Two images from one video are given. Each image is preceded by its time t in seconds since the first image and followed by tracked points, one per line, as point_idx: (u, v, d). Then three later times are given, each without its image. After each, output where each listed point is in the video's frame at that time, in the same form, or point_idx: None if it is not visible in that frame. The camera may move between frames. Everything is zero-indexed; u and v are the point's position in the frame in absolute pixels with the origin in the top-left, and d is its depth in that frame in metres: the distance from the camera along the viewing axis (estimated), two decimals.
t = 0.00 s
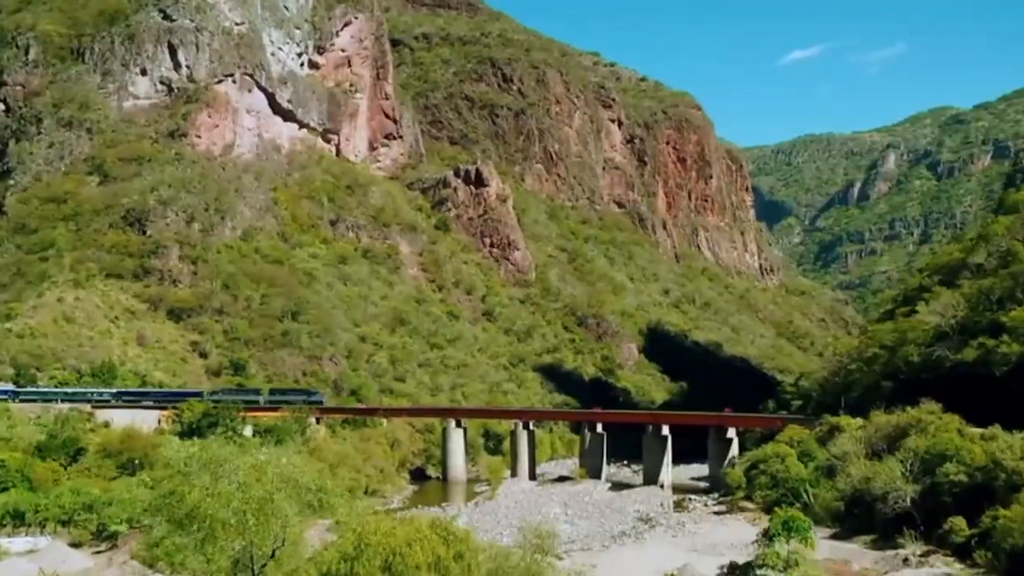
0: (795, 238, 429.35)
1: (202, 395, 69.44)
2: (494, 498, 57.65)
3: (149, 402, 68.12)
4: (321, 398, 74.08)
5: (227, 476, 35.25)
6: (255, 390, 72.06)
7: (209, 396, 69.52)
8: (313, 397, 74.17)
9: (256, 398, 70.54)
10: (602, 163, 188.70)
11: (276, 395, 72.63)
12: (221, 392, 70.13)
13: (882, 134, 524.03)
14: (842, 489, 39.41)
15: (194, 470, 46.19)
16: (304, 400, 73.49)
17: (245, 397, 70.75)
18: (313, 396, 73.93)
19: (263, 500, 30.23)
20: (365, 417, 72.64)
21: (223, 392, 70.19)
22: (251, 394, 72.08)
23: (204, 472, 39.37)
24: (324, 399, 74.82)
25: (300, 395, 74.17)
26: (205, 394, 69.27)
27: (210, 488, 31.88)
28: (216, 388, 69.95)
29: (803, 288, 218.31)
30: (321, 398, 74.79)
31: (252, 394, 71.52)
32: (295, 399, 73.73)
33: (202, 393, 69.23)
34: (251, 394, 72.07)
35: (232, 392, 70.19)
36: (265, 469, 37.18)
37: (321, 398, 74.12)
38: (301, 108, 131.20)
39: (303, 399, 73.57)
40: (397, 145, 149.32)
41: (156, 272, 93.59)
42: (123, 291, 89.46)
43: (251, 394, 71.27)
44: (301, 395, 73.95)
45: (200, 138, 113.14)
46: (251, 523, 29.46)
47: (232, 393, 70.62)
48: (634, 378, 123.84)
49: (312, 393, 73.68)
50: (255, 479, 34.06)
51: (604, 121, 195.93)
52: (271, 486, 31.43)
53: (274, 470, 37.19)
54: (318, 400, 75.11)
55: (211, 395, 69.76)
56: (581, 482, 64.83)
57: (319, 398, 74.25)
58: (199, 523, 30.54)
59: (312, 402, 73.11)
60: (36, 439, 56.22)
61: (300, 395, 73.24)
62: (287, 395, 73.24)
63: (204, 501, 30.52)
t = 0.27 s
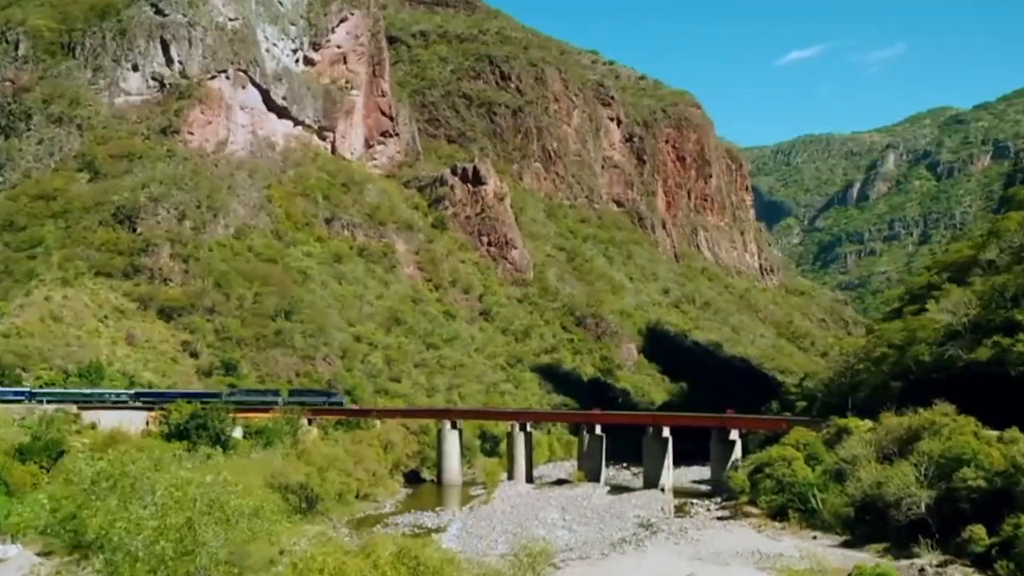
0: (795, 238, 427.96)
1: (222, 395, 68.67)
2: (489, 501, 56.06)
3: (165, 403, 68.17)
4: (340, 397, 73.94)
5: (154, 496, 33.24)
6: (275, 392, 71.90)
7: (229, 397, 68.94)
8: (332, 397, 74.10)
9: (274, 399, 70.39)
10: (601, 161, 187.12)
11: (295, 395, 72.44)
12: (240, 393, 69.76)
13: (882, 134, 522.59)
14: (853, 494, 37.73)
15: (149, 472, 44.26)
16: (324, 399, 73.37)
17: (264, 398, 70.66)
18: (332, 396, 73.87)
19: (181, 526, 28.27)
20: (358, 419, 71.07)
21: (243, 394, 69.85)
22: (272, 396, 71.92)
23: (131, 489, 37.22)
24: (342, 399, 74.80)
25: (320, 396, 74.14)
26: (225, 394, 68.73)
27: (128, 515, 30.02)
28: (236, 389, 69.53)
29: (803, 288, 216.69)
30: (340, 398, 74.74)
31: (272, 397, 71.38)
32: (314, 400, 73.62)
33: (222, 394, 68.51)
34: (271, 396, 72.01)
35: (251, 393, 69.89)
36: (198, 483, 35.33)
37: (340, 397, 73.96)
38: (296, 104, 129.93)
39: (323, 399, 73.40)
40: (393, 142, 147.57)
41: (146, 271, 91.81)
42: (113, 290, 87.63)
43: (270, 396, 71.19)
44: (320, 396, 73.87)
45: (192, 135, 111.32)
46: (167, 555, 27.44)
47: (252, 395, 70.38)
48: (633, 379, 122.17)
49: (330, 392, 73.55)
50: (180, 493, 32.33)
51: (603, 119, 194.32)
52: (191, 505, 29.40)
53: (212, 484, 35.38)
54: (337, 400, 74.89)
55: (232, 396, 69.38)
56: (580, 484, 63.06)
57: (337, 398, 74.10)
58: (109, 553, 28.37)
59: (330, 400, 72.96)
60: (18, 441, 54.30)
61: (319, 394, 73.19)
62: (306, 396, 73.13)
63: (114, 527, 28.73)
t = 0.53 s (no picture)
0: (787, 239, 427.04)
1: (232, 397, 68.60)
2: (478, 505, 54.33)
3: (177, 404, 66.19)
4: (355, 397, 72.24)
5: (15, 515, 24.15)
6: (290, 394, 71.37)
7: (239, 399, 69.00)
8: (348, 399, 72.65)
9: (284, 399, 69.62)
10: (593, 160, 185.72)
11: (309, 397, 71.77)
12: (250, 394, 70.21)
13: (875, 134, 522.03)
14: (855, 498, 36.12)
15: (117, 482, 41.55)
16: (337, 400, 72.03)
17: (277, 400, 69.84)
18: (347, 397, 72.35)
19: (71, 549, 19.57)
20: (345, 420, 69.51)
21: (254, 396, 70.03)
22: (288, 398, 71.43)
23: None
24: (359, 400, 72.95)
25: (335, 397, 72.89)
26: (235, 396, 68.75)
27: None
28: (247, 390, 70.11)
29: (796, 288, 215.46)
30: (355, 399, 73.02)
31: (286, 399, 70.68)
32: (329, 402, 72.20)
33: (231, 396, 68.61)
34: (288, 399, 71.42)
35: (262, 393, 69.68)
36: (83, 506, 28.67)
37: (355, 397, 72.30)
38: (285, 101, 128.28)
39: (336, 400, 71.99)
40: (384, 140, 145.65)
41: (130, 268, 89.99)
42: (96, 288, 85.82)
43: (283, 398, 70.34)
44: (335, 397, 72.49)
45: (178, 130, 109.64)
46: None
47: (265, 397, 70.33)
48: (626, 379, 120.60)
49: (343, 392, 72.16)
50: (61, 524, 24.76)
51: (596, 117, 193.05)
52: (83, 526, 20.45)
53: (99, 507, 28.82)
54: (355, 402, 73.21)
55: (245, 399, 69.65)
56: (572, 487, 61.53)
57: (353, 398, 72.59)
58: None
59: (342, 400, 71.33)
60: None
61: (331, 394, 71.95)
62: (320, 397, 72.02)
63: None
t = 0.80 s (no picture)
0: (776, 239, 426.27)
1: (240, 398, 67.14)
2: (463, 509, 52.63)
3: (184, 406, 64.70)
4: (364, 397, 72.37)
5: None
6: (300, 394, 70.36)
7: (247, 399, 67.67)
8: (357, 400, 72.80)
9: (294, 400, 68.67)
10: (582, 159, 184.26)
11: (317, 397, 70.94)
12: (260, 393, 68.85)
13: (863, 135, 521.93)
14: (856, 502, 34.66)
15: (85, 487, 39.54)
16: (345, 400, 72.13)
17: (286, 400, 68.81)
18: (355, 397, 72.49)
19: None
20: (327, 421, 67.92)
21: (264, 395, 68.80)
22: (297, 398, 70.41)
23: None
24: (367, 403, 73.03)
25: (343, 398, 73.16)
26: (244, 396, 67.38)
27: None
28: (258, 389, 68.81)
29: (785, 289, 214.37)
30: (363, 401, 73.20)
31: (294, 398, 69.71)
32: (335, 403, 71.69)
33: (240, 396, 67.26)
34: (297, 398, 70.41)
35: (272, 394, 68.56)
36: None
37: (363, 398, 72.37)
38: (269, 97, 126.47)
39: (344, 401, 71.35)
40: (370, 137, 143.74)
41: (109, 266, 88.08)
42: (73, 286, 83.85)
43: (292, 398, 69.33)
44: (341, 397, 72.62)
45: (160, 126, 107.71)
46: None
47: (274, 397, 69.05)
48: (614, 379, 119.08)
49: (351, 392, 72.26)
50: None
51: (584, 116, 191.59)
52: None
53: None
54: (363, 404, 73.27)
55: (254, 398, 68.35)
56: (560, 490, 59.99)
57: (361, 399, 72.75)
58: None
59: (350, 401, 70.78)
60: None
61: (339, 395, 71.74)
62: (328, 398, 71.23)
63: None
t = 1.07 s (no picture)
0: (763, 239, 425.64)
1: (245, 400, 66.68)
2: (446, 515, 50.82)
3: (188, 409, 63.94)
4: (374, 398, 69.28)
5: None
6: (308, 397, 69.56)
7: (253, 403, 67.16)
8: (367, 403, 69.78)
9: (300, 400, 67.73)
10: (569, 157, 182.71)
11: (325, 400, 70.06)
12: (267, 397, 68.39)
13: (850, 136, 522.21)
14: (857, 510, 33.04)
15: (50, 493, 37.54)
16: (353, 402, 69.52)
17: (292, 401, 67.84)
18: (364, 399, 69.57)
19: None
20: (307, 423, 66.10)
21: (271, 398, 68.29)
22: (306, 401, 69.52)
23: None
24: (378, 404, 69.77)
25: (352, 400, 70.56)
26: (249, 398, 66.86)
27: None
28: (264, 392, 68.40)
29: (773, 289, 213.26)
30: (373, 401, 70.05)
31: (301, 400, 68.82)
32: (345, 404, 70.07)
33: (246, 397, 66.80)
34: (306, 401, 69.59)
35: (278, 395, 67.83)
36: None
37: (372, 399, 69.32)
38: (252, 93, 124.54)
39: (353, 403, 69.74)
40: (355, 134, 141.79)
41: (86, 264, 86.01)
42: (49, 284, 81.65)
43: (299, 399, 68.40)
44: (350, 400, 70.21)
45: (140, 122, 105.63)
46: None
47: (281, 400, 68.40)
48: (603, 380, 117.46)
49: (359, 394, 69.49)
50: None
51: (572, 114, 190.04)
52: None
53: None
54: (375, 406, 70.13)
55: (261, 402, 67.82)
56: (548, 495, 58.32)
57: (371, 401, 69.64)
58: None
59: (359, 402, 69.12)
60: None
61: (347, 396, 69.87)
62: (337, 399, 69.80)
63: None
